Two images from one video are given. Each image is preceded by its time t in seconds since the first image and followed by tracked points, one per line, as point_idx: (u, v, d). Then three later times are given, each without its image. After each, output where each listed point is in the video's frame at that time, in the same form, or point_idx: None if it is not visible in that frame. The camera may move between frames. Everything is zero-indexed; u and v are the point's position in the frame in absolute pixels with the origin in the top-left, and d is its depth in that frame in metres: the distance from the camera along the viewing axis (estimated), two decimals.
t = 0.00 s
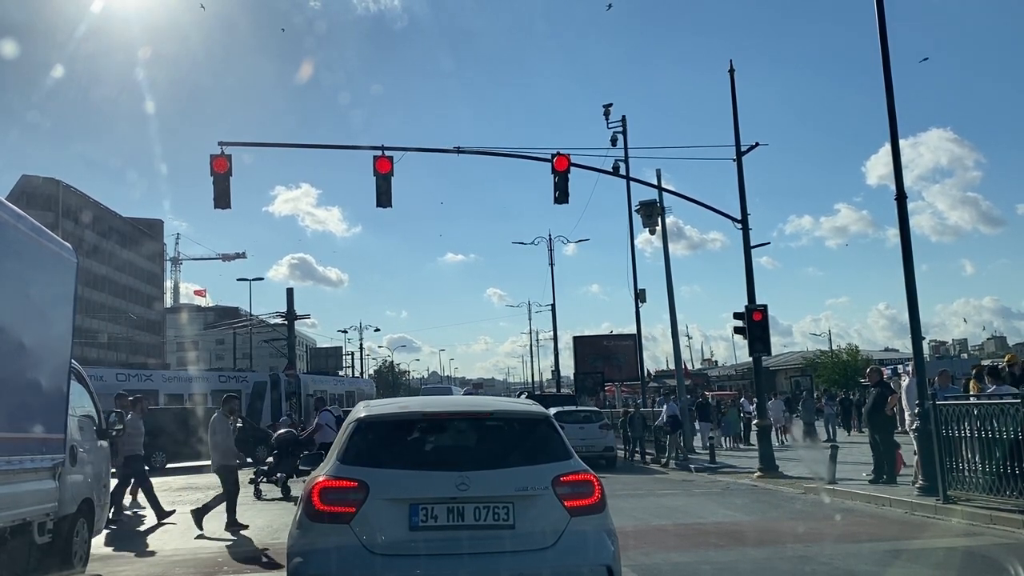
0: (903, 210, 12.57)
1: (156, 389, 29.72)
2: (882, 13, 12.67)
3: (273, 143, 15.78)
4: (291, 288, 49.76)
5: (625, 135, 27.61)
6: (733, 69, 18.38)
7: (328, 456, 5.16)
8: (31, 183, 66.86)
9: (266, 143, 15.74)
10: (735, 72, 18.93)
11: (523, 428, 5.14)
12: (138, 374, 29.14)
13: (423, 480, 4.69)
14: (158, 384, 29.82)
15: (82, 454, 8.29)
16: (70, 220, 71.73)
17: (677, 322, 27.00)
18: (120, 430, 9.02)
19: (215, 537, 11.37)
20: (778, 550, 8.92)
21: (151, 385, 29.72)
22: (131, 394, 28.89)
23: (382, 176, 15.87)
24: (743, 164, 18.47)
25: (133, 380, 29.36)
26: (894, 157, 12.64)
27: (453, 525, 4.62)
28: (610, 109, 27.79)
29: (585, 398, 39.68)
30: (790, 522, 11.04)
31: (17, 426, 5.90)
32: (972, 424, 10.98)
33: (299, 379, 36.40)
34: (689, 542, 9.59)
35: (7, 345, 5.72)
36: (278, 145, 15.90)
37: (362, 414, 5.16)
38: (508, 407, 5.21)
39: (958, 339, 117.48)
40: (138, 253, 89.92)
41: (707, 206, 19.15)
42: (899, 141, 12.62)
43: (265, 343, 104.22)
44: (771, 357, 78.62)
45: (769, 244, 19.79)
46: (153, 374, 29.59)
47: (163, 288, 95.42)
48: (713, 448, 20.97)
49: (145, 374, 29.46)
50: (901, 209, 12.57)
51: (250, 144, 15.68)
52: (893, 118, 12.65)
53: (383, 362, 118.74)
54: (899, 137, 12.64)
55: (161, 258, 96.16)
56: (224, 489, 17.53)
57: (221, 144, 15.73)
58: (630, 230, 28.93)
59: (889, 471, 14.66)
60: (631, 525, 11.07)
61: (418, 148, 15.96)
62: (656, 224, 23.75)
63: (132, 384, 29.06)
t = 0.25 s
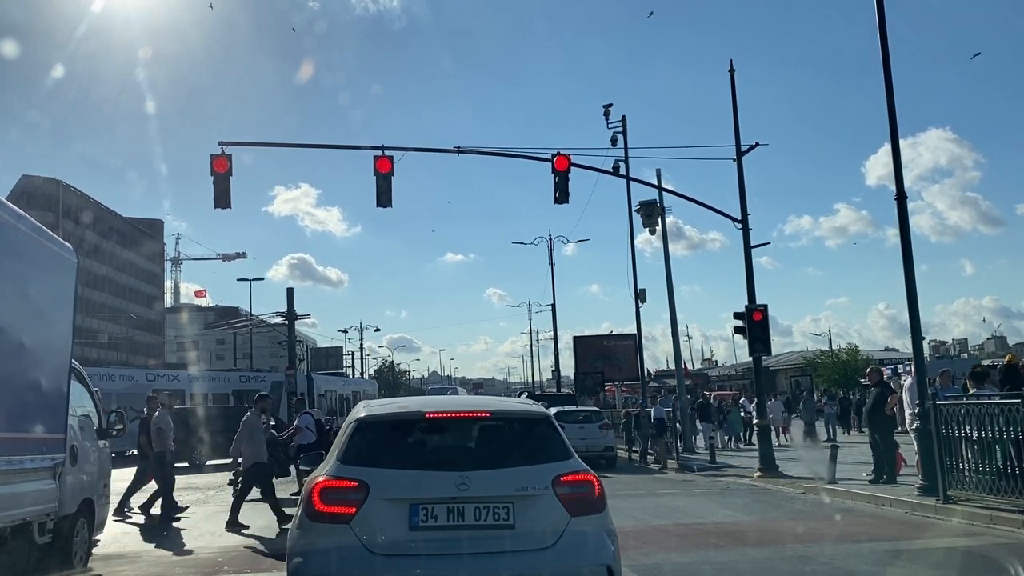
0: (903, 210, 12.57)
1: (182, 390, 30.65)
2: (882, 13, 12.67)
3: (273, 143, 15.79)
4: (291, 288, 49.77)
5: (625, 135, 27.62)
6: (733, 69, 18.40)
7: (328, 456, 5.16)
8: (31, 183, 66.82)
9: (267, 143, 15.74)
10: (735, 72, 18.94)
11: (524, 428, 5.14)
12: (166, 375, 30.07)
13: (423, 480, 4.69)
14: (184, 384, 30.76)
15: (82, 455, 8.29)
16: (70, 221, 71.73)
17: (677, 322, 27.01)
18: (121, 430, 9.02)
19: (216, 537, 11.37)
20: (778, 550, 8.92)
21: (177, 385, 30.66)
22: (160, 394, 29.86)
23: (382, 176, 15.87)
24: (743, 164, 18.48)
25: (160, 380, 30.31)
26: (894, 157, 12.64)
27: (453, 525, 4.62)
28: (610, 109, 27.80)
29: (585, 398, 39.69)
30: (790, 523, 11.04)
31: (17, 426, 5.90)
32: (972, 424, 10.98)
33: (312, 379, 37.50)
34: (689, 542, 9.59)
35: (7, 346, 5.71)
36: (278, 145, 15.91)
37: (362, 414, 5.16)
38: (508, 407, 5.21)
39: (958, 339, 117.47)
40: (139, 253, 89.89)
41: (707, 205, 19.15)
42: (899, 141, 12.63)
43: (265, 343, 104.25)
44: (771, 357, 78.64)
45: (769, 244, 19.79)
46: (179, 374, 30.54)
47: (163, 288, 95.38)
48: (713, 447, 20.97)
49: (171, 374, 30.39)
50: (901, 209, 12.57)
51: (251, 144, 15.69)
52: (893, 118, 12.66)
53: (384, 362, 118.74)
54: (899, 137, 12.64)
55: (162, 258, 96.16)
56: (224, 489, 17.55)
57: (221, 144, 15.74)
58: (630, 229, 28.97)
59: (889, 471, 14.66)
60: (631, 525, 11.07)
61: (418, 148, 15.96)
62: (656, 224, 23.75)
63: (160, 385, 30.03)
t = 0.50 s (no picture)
0: (903, 210, 12.56)
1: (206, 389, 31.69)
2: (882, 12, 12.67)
3: (273, 143, 15.78)
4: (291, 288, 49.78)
5: (625, 134, 27.62)
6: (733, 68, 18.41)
7: (328, 455, 5.16)
8: (31, 182, 66.79)
9: (267, 143, 15.74)
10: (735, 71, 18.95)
11: (524, 427, 5.14)
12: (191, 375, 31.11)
13: (423, 480, 4.69)
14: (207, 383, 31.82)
15: (82, 454, 8.28)
16: (70, 220, 71.71)
17: (677, 321, 27.00)
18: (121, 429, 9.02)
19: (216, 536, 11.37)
20: (778, 550, 8.92)
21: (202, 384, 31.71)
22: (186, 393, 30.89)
23: (382, 176, 15.87)
24: (743, 164, 18.47)
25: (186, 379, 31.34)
26: (894, 157, 12.64)
27: (453, 525, 4.63)
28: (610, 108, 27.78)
29: (585, 398, 39.69)
30: (790, 522, 11.04)
31: (17, 427, 5.90)
32: (972, 423, 10.98)
33: (323, 379, 38.77)
34: (689, 542, 9.59)
35: (7, 346, 5.71)
36: (277, 145, 15.90)
37: (362, 414, 5.17)
38: (508, 407, 5.21)
39: (958, 338, 117.46)
40: (139, 252, 89.87)
41: (707, 205, 19.15)
42: (899, 140, 12.63)
43: (265, 343, 104.25)
44: (771, 357, 78.63)
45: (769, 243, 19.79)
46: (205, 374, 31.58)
47: (163, 288, 95.35)
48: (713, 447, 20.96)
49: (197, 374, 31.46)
50: (901, 209, 12.57)
51: (251, 143, 15.68)
52: (893, 118, 12.66)
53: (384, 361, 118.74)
54: (899, 136, 12.64)
55: (162, 258, 96.15)
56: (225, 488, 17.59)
57: (221, 143, 15.73)
58: (630, 229, 28.98)
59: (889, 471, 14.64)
60: (631, 525, 11.07)
61: (418, 148, 15.95)
62: (656, 224, 23.74)
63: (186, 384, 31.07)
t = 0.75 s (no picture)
0: (903, 210, 12.57)
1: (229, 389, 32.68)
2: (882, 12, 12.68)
3: (273, 143, 15.78)
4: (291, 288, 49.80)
5: (626, 134, 27.63)
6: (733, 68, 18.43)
7: (328, 455, 5.16)
8: (31, 182, 66.78)
9: (267, 143, 15.74)
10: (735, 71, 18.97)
11: (524, 427, 5.14)
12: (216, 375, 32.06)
13: (423, 480, 4.69)
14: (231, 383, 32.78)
15: (82, 454, 8.28)
16: (70, 220, 71.70)
17: (677, 321, 27.01)
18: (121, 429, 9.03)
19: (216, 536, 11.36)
20: (778, 550, 8.92)
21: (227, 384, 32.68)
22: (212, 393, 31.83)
23: (382, 176, 15.87)
24: (743, 164, 18.48)
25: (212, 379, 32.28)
26: (894, 157, 12.64)
27: (453, 525, 4.62)
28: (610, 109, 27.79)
29: (585, 398, 39.69)
30: (789, 522, 11.03)
31: (17, 427, 5.90)
32: (972, 423, 10.98)
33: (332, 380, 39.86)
34: (690, 542, 9.58)
35: (7, 345, 5.71)
36: (277, 145, 15.90)
37: (362, 413, 5.16)
38: (508, 407, 5.21)
39: (958, 339, 117.43)
40: (139, 252, 89.88)
41: (707, 205, 19.16)
42: (899, 140, 12.63)
43: (265, 342, 104.28)
44: (771, 357, 78.66)
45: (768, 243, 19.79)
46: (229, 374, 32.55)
47: (163, 288, 95.34)
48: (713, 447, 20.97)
49: (222, 374, 32.42)
50: (901, 209, 12.57)
51: (251, 143, 15.68)
52: (893, 117, 12.65)
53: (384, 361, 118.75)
54: (899, 136, 12.64)
55: (162, 258, 96.12)
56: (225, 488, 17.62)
57: (221, 143, 15.73)
58: (630, 229, 28.99)
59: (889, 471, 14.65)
60: (631, 525, 11.07)
61: (418, 148, 15.95)
62: (656, 224, 23.74)
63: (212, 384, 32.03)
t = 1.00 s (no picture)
0: (903, 211, 12.57)
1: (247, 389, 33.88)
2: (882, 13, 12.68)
3: (273, 143, 15.79)
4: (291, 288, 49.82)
5: (626, 135, 27.63)
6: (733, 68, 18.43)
7: (328, 456, 5.15)
8: (31, 182, 66.72)
9: (267, 143, 15.74)
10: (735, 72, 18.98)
11: (524, 428, 5.13)
12: (237, 375, 33.27)
13: (423, 480, 4.69)
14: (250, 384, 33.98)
15: (82, 455, 8.29)
16: (70, 220, 71.70)
17: (677, 321, 27.01)
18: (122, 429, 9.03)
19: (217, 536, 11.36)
20: (778, 551, 8.92)
21: (245, 384, 33.88)
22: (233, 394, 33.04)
23: (382, 176, 15.87)
24: (743, 164, 18.49)
25: (232, 380, 33.44)
26: (894, 158, 12.64)
27: (453, 526, 4.63)
28: (610, 109, 27.81)
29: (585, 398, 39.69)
30: (790, 522, 11.03)
31: (17, 427, 5.90)
32: (972, 424, 10.98)
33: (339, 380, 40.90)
34: (690, 543, 9.59)
35: (6, 346, 5.71)
36: (277, 145, 15.90)
37: (362, 414, 5.16)
38: (508, 407, 5.21)
39: (958, 339, 117.43)
40: (139, 253, 89.87)
41: (707, 206, 19.16)
42: (899, 141, 12.63)
43: (265, 343, 104.29)
44: (771, 357, 78.68)
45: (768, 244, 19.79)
46: (248, 374, 33.70)
47: (163, 288, 95.31)
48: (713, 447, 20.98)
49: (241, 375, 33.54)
50: (901, 209, 12.57)
51: (251, 144, 15.68)
52: (893, 118, 12.65)
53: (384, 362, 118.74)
54: (899, 137, 12.65)
55: (161, 258, 96.14)
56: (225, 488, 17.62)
57: (221, 144, 15.73)
58: (630, 229, 29.00)
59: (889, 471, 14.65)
60: (631, 526, 11.06)
61: (418, 148, 15.96)
62: (656, 224, 23.75)
63: (231, 385, 33.23)
